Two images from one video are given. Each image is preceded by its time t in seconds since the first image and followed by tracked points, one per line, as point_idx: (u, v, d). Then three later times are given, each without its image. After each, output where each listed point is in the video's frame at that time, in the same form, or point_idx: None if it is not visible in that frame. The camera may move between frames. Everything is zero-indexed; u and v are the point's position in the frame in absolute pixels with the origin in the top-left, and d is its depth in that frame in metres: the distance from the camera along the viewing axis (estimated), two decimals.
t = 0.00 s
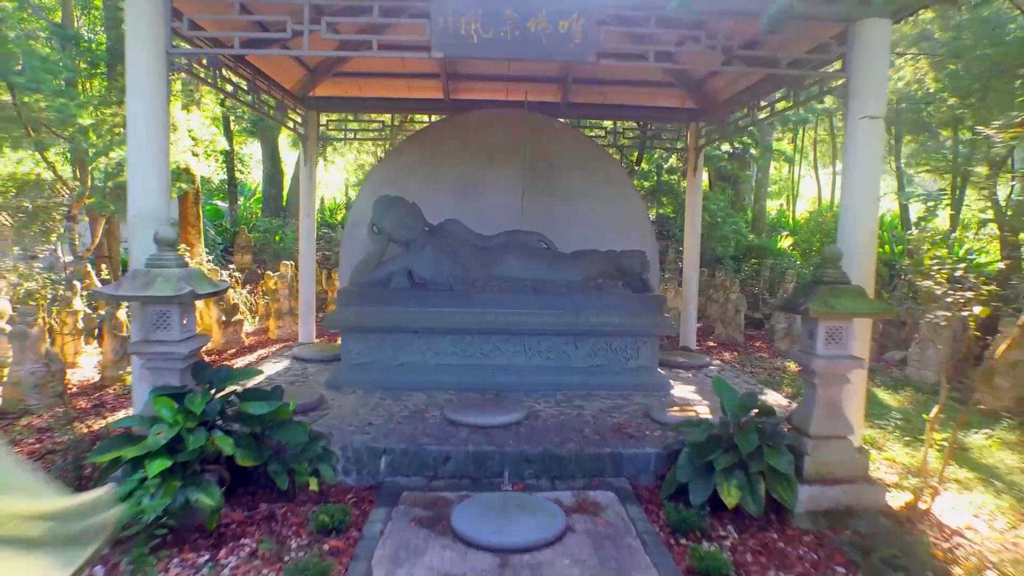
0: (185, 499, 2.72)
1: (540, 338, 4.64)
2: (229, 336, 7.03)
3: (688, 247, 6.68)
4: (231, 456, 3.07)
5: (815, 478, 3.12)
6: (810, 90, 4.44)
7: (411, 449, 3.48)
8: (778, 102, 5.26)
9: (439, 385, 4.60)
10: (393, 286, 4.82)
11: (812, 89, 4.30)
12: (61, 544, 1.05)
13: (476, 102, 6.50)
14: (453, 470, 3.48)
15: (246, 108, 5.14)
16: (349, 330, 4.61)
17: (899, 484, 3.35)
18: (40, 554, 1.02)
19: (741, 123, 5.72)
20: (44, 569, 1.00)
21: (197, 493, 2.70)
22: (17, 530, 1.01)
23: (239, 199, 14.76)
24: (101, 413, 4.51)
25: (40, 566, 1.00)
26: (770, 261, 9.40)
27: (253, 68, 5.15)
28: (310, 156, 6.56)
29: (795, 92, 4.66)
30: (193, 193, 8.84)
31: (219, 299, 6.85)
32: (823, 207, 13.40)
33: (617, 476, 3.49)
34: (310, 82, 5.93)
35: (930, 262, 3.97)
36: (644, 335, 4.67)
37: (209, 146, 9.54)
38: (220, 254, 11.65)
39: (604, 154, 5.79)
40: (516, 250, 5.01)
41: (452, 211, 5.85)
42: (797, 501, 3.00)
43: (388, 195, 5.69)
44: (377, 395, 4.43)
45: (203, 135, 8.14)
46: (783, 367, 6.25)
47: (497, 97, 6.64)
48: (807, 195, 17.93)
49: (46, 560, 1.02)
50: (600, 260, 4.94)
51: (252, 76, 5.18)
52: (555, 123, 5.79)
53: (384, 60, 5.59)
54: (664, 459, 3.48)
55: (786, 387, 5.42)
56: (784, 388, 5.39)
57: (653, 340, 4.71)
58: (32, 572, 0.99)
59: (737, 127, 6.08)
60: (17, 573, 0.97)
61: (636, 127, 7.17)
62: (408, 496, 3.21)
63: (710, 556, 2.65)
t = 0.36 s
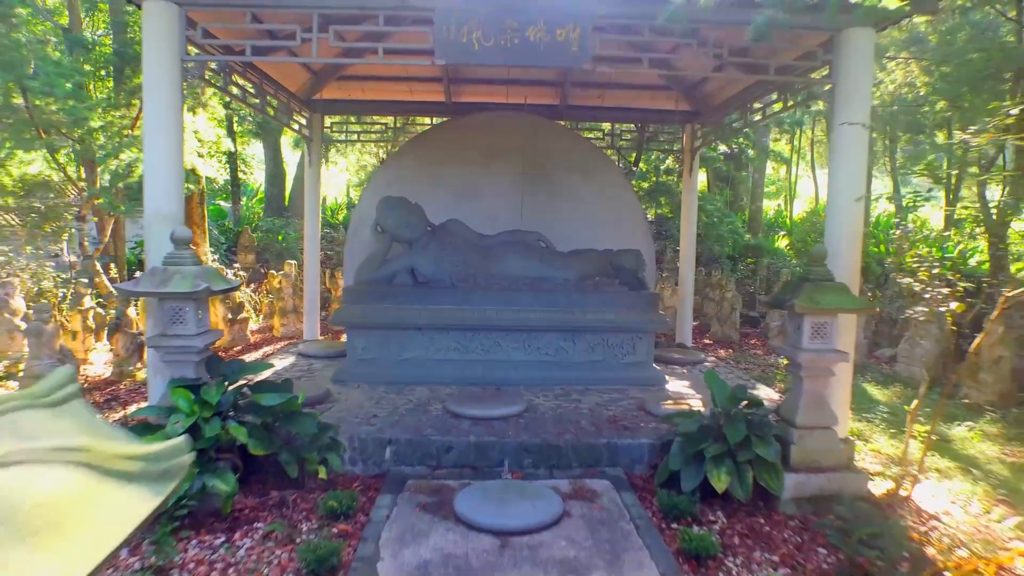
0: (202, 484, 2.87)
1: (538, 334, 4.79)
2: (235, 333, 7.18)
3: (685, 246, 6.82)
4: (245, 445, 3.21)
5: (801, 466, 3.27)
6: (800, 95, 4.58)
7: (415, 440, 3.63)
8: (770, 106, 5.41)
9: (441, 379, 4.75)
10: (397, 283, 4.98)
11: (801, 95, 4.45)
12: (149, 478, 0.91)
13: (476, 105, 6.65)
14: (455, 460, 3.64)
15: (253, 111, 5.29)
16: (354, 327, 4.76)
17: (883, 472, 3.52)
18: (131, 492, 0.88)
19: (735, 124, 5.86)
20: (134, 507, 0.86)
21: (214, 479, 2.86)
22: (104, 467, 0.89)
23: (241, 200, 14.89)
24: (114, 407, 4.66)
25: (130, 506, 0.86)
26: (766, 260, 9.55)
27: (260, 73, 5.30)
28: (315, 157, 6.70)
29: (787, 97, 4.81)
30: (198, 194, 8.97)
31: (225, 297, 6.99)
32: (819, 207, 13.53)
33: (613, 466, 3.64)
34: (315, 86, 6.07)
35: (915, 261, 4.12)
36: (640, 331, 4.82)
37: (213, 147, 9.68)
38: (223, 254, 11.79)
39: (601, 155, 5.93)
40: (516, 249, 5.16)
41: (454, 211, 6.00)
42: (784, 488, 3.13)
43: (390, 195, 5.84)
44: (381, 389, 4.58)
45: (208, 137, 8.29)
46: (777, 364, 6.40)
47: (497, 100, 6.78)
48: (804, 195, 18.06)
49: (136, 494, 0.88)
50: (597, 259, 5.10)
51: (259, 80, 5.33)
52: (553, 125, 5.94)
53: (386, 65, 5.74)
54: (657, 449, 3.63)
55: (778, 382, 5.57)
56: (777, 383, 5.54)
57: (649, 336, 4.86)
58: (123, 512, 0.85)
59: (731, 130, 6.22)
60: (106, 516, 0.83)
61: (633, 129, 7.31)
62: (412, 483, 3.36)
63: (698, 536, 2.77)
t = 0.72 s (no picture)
0: (219, 469, 3.05)
1: (537, 330, 4.98)
2: (242, 330, 7.36)
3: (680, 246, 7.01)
4: (258, 433, 3.39)
5: (785, 454, 3.45)
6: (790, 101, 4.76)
7: (419, 429, 3.81)
8: (762, 110, 5.58)
9: (443, 374, 4.93)
10: (401, 282, 5.16)
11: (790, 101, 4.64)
12: (218, 431, 0.98)
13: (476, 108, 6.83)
14: (458, 448, 3.82)
15: (262, 116, 5.48)
16: (359, 323, 4.94)
17: (864, 460, 3.73)
18: (205, 442, 0.94)
19: (729, 127, 6.03)
20: (214, 450, 0.94)
21: (231, 464, 3.02)
22: (183, 420, 0.95)
23: (244, 200, 15.07)
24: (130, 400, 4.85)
25: (207, 452, 0.92)
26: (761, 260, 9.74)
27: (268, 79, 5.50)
28: (320, 159, 6.89)
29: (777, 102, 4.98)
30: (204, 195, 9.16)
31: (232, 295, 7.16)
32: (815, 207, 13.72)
33: (607, 454, 3.82)
34: (320, 90, 6.26)
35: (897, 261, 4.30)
36: (635, 328, 5.00)
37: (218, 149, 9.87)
38: (227, 254, 11.98)
39: (599, 157, 6.11)
40: (515, 248, 5.35)
41: (456, 212, 6.19)
42: (768, 475, 3.33)
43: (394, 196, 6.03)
44: (386, 383, 4.77)
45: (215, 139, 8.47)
46: (769, 360, 6.58)
47: (498, 103, 6.96)
48: (801, 195, 18.26)
49: (211, 441, 0.95)
50: (594, 258, 5.28)
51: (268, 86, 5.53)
52: (552, 128, 6.12)
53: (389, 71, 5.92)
54: (650, 439, 3.81)
55: (769, 377, 5.75)
56: (768, 379, 5.72)
57: (644, 332, 5.04)
58: (203, 455, 0.91)
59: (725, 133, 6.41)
60: (191, 457, 0.89)
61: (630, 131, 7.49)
62: (417, 470, 3.54)
63: (686, 518, 2.94)
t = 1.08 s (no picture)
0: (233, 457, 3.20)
1: (536, 327, 5.14)
2: (247, 327, 7.51)
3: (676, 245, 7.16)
4: (269, 424, 3.55)
5: (772, 444, 3.61)
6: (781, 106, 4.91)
7: (423, 421, 3.97)
8: (755, 113, 5.73)
9: (445, 369, 5.09)
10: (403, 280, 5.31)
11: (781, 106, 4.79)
12: (257, 403, 1.22)
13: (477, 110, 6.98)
14: (459, 439, 3.98)
15: (269, 119, 5.64)
16: (363, 320, 5.09)
17: (849, 450, 3.89)
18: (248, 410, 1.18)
19: (723, 129, 6.17)
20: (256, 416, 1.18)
21: (244, 452, 3.17)
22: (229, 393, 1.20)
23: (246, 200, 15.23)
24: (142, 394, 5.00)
25: (251, 417, 1.16)
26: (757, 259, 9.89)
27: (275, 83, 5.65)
28: (324, 161, 7.04)
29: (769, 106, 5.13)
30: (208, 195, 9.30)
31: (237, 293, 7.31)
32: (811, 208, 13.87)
33: (603, 445, 3.97)
34: (324, 93, 6.42)
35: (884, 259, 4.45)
36: (631, 324, 5.16)
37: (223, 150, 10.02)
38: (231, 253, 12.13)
39: (596, 159, 6.28)
40: (514, 248, 5.50)
41: (457, 212, 6.35)
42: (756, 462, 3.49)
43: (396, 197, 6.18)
44: (390, 378, 4.92)
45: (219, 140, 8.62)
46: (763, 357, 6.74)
47: (498, 106, 7.11)
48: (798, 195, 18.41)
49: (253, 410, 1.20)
50: (591, 257, 5.44)
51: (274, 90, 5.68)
52: (551, 130, 6.28)
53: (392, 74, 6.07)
54: (644, 430, 3.97)
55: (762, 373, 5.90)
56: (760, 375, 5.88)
57: (640, 329, 5.20)
58: (247, 419, 1.15)
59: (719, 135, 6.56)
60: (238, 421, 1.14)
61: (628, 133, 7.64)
62: (420, 460, 3.70)
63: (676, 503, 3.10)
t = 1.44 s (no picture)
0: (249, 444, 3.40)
1: (535, 323, 5.33)
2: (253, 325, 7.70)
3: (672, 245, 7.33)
4: (281, 413, 3.73)
5: (759, 432, 3.79)
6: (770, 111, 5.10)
7: (426, 412, 4.16)
8: (746, 116, 5.92)
9: (447, 364, 5.28)
10: (407, 278, 5.50)
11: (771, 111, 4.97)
12: (294, 376, 1.48)
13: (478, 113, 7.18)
14: (461, 429, 4.17)
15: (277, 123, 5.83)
16: (369, 317, 5.28)
17: (832, 440, 4.08)
18: (289, 383, 1.43)
19: (717, 132, 6.36)
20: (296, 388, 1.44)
21: (260, 439, 3.37)
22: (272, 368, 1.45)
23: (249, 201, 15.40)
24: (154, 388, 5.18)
25: (292, 388, 1.41)
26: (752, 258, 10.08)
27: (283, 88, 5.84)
28: (329, 162, 7.23)
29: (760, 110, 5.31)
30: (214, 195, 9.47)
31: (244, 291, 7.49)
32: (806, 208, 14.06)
33: (599, 435, 4.16)
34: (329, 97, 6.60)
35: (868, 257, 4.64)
36: (626, 321, 5.35)
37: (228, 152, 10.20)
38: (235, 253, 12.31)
39: (593, 161, 6.47)
40: (514, 247, 5.70)
41: (458, 213, 6.54)
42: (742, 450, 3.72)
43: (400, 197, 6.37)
44: (394, 372, 5.12)
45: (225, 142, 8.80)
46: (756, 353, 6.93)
47: (498, 109, 7.30)
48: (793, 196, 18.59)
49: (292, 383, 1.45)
50: (588, 256, 5.63)
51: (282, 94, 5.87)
52: (550, 133, 6.47)
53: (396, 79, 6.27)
54: (637, 421, 4.17)
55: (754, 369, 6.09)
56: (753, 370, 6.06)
57: (635, 325, 5.39)
58: (289, 389, 1.40)
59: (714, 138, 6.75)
60: (282, 390, 1.38)
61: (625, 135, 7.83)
62: (425, 448, 3.89)
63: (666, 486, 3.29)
